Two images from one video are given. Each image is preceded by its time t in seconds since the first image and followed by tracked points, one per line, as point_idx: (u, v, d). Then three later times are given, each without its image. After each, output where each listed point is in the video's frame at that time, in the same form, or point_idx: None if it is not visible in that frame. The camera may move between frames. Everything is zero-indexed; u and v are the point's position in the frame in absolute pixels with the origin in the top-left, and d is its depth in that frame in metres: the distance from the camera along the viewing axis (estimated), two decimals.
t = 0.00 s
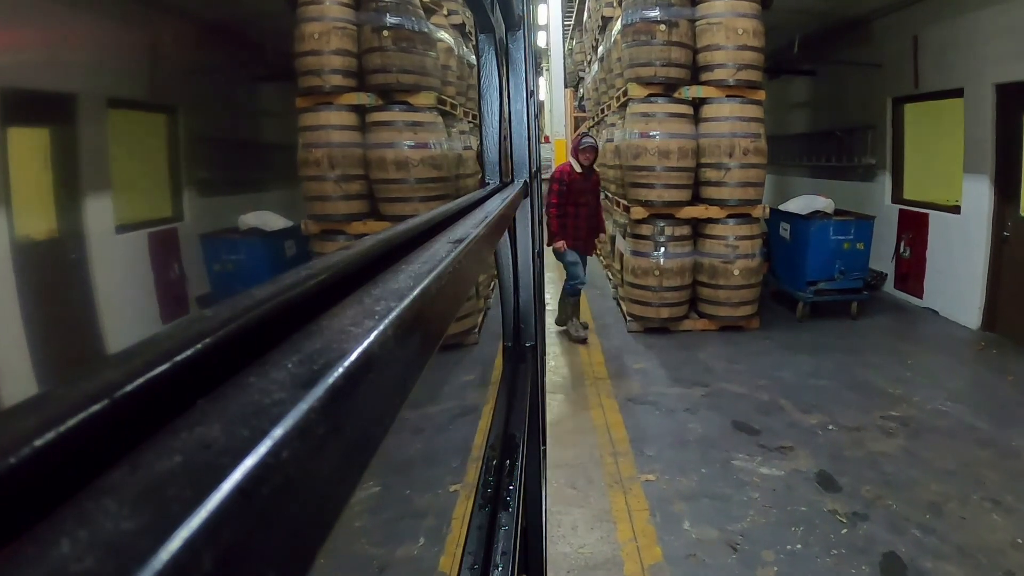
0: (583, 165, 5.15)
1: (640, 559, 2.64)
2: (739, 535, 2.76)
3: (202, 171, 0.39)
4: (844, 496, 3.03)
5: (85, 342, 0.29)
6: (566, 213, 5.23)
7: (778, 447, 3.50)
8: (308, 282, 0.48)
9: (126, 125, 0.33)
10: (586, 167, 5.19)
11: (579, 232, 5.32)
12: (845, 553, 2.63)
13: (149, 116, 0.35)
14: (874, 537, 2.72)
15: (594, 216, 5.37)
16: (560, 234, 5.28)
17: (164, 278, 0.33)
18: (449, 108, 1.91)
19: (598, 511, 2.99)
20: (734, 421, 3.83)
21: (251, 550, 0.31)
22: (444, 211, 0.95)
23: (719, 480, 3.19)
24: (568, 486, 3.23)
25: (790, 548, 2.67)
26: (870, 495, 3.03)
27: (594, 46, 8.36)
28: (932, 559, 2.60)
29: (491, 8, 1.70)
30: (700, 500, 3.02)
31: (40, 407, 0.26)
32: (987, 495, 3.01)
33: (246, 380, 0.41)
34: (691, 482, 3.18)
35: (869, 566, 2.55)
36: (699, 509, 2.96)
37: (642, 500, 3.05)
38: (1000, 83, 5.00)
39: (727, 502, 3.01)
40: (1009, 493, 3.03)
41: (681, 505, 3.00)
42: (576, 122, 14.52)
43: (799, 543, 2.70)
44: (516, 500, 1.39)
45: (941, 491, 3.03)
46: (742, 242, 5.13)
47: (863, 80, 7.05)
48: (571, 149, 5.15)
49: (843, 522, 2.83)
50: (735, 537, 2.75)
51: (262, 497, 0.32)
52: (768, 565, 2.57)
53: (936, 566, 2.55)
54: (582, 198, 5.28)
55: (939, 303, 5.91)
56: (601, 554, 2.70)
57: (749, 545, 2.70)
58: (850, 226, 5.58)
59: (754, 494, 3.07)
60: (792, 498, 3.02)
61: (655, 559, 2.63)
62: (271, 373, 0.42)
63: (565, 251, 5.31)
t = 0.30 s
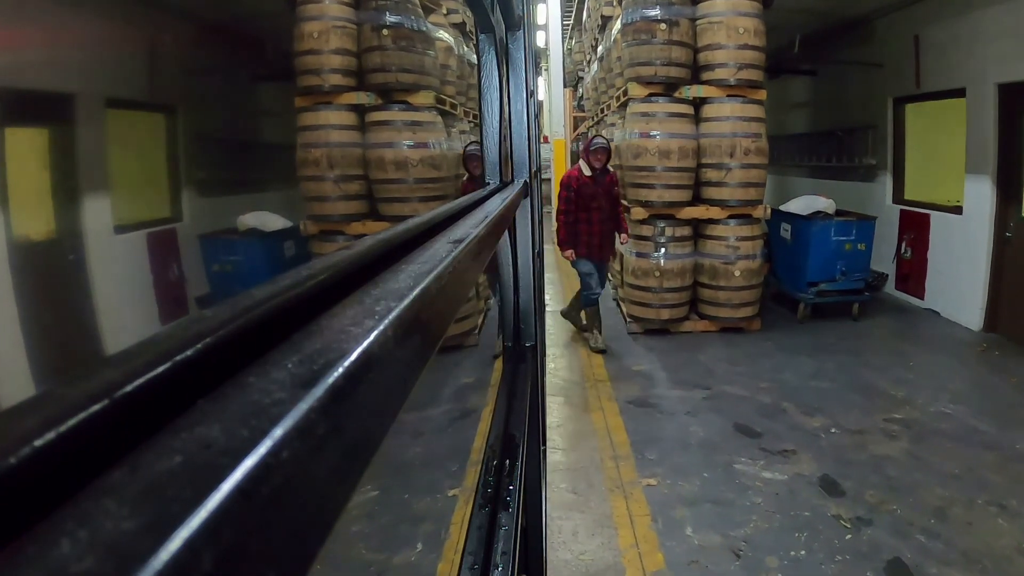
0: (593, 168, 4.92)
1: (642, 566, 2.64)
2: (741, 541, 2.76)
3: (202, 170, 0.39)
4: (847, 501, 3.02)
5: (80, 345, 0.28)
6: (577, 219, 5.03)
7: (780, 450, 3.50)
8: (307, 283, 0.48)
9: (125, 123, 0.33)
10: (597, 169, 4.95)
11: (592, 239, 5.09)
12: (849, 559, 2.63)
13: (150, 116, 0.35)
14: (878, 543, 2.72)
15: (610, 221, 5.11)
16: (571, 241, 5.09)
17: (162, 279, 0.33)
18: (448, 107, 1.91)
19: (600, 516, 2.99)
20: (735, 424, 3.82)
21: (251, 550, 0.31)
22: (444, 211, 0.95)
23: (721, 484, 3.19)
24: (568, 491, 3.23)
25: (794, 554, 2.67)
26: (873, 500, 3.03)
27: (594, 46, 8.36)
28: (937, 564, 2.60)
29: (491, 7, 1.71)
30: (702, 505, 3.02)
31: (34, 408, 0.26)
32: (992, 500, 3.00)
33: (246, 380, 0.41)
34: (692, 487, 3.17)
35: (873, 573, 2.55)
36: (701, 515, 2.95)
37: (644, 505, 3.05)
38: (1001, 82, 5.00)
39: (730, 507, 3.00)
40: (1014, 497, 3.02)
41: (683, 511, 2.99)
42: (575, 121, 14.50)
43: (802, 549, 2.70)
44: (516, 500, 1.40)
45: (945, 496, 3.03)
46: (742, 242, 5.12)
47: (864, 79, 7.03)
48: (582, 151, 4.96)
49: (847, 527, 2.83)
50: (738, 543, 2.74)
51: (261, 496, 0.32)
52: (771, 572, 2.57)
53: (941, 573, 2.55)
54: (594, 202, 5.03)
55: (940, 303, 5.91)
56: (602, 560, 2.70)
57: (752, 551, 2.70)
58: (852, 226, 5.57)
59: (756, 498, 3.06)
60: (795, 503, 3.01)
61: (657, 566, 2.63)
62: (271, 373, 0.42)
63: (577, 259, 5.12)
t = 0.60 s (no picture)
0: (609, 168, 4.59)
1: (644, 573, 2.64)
2: (745, 547, 2.76)
3: (202, 170, 0.39)
4: (851, 506, 3.02)
5: (77, 347, 0.29)
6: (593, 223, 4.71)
7: (783, 454, 3.50)
8: (306, 284, 0.48)
9: (125, 123, 0.33)
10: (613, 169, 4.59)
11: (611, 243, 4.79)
12: (854, 565, 2.62)
13: (149, 115, 0.35)
14: (883, 549, 2.72)
15: (629, 223, 4.79)
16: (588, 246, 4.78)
17: (161, 280, 0.33)
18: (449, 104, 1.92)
19: (601, 522, 2.99)
20: (737, 427, 3.82)
21: (251, 551, 0.31)
22: (444, 211, 0.95)
23: (723, 489, 3.18)
24: (569, 497, 3.22)
25: (798, 561, 2.67)
26: (878, 504, 3.03)
27: (594, 46, 8.33)
28: (942, 570, 2.59)
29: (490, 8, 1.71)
30: (705, 511, 3.02)
31: (29, 411, 0.26)
32: (998, 504, 3.00)
33: (246, 381, 0.41)
34: (694, 492, 3.17)
35: None
36: (704, 520, 2.95)
37: (645, 511, 3.04)
38: (1003, 82, 4.99)
39: (733, 512, 3.00)
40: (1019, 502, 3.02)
41: (685, 516, 2.99)
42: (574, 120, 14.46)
43: (807, 555, 2.70)
44: (515, 500, 1.40)
45: (950, 500, 3.03)
46: (743, 243, 5.12)
47: (865, 79, 7.02)
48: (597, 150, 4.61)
49: (851, 533, 2.83)
50: (742, 550, 2.74)
51: (261, 497, 0.32)
52: None
53: None
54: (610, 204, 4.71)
55: (941, 303, 5.91)
56: (603, 567, 2.70)
57: (756, 558, 2.69)
58: (853, 226, 5.56)
59: (760, 503, 3.06)
60: (799, 508, 3.01)
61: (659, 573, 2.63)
62: (270, 373, 0.42)
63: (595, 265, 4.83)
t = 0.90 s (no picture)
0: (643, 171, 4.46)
1: None
2: (749, 554, 2.75)
3: (201, 171, 0.39)
4: (855, 511, 3.01)
5: (76, 350, 0.29)
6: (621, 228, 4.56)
7: (786, 458, 3.49)
8: (305, 285, 0.48)
9: (124, 123, 0.33)
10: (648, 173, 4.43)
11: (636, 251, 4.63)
12: (859, 572, 2.62)
13: (148, 115, 0.35)
14: (888, 555, 2.71)
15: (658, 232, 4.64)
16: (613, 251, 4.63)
17: (160, 281, 0.33)
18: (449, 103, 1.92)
19: (602, 529, 2.98)
20: (739, 431, 3.82)
21: (250, 551, 0.31)
22: (444, 211, 0.95)
23: (724, 494, 3.18)
24: (570, 502, 3.21)
25: (803, 567, 2.66)
26: (883, 509, 3.02)
27: (593, 45, 8.32)
28: None
29: (491, 9, 1.71)
30: (708, 516, 3.01)
31: (30, 412, 0.26)
32: (1004, 509, 3.00)
33: (246, 381, 0.41)
34: (696, 498, 3.16)
35: None
36: (707, 526, 2.94)
37: (647, 517, 3.04)
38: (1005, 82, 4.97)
39: (736, 518, 2.99)
40: None
41: (688, 522, 2.98)
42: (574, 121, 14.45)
43: (811, 562, 2.69)
44: (515, 499, 1.40)
45: (956, 505, 3.02)
46: (744, 244, 5.11)
47: (867, 78, 7.01)
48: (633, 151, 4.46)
49: (856, 539, 2.82)
50: (745, 556, 2.74)
51: (261, 496, 0.32)
52: None
53: None
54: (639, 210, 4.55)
55: (943, 304, 5.90)
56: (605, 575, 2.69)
57: (759, 564, 2.69)
58: (854, 227, 5.56)
59: (763, 508, 3.06)
60: (803, 514, 3.01)
61: None
62: (270, 373, 0.42)
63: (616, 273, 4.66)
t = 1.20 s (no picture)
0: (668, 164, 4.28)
1: None
2: (753, 561, 2.74)
3: (199, 171, 0.39)
4: (860, 517, 3.00)
5: (71, 351, 0.28)
6: (643, 225, 4.34)
7: (789, 463, 3.48)
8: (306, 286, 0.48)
9: (122, 122, 0.33)
10: (675, 167, 4.25)
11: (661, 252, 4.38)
12: None
13: (146, 115, 0.35)
14: (895, 562, 2.70)
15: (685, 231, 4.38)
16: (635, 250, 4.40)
17: (158, 280, 0.33)
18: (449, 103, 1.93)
19: (603, 536, 2.96)
20: (742, 435, 3.81)
21: (250, 552, 0.31)
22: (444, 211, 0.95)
23: (727, 500, 3.17)
24: (570, 508, 3.19)
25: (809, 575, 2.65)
26: (888, 515, 3.01)
27: (592, 45, 8.29)
28: None
29: (491, 8, 1.71)
30: (711, 523, 3.00)
31: (26, 413, 0.26)
32: (1010, 514, 2.98)
33: (246, 381, 0.41)
34: (699, 504, 3.15)
35: None
36: (711, 533, 2.93)
37: (649, 524, 3.02)
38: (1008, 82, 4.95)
39: (740, 525, 2.98)
40: None
41: (691, 529, 2.97)
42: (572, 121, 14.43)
43: (817, 570, 2.68)
44: (515, 500, 1.40)
45: (962, 511, 3.01)
46: (746, 245, 5.07)
47: (869, 78, 6.99)
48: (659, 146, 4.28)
49: (862, 545, 2.81)
50: (750, 564, 2.72)
51: (261, 497, 0.32)
52: None
53: None
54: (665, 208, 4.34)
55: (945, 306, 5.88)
56: None
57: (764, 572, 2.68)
58: (856, 228, 5.55)
59: (767, 515, 3.04)
60: (807, 520, 2.99)
61: None
62: (270, 373, 0.42)
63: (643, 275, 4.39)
